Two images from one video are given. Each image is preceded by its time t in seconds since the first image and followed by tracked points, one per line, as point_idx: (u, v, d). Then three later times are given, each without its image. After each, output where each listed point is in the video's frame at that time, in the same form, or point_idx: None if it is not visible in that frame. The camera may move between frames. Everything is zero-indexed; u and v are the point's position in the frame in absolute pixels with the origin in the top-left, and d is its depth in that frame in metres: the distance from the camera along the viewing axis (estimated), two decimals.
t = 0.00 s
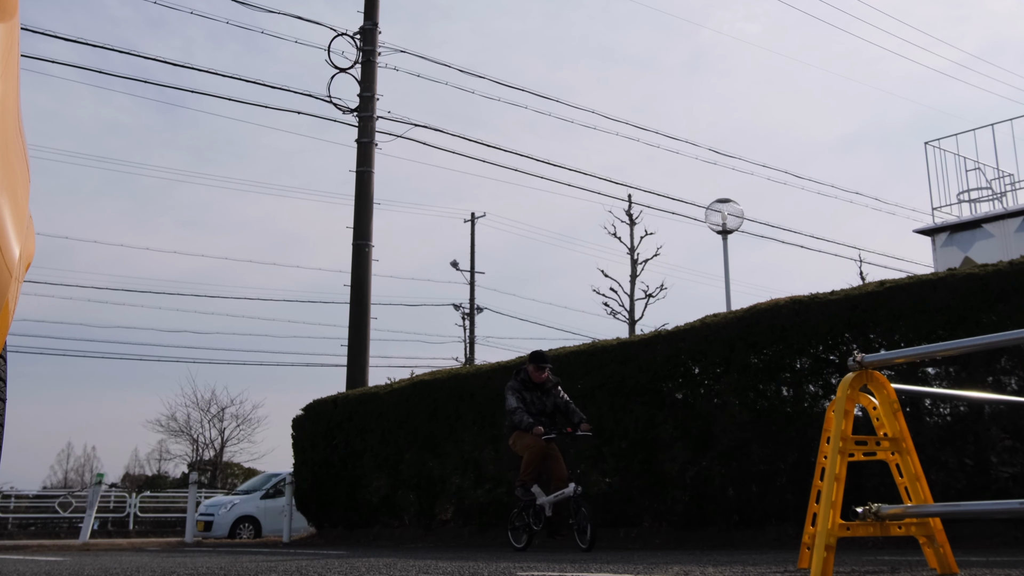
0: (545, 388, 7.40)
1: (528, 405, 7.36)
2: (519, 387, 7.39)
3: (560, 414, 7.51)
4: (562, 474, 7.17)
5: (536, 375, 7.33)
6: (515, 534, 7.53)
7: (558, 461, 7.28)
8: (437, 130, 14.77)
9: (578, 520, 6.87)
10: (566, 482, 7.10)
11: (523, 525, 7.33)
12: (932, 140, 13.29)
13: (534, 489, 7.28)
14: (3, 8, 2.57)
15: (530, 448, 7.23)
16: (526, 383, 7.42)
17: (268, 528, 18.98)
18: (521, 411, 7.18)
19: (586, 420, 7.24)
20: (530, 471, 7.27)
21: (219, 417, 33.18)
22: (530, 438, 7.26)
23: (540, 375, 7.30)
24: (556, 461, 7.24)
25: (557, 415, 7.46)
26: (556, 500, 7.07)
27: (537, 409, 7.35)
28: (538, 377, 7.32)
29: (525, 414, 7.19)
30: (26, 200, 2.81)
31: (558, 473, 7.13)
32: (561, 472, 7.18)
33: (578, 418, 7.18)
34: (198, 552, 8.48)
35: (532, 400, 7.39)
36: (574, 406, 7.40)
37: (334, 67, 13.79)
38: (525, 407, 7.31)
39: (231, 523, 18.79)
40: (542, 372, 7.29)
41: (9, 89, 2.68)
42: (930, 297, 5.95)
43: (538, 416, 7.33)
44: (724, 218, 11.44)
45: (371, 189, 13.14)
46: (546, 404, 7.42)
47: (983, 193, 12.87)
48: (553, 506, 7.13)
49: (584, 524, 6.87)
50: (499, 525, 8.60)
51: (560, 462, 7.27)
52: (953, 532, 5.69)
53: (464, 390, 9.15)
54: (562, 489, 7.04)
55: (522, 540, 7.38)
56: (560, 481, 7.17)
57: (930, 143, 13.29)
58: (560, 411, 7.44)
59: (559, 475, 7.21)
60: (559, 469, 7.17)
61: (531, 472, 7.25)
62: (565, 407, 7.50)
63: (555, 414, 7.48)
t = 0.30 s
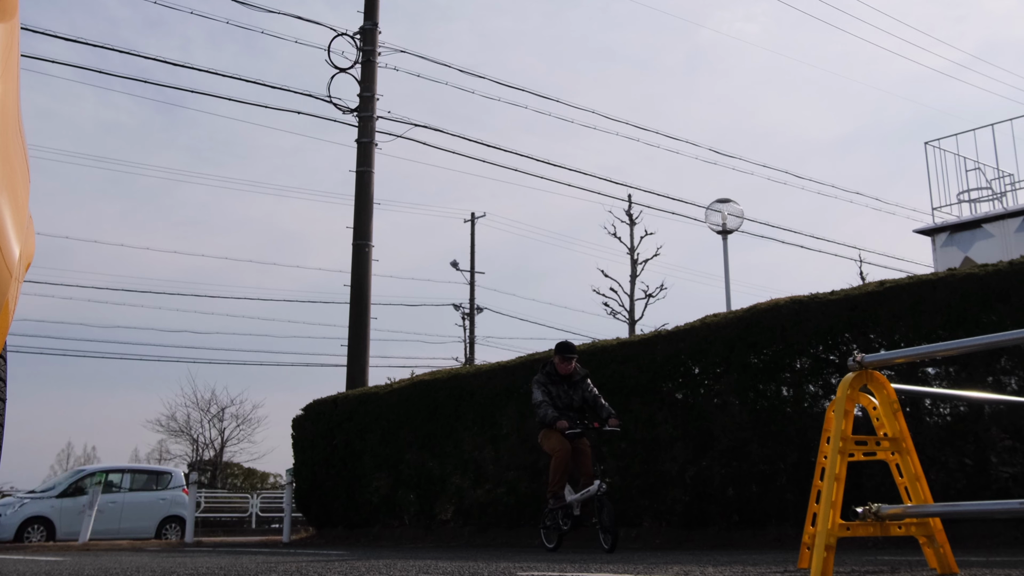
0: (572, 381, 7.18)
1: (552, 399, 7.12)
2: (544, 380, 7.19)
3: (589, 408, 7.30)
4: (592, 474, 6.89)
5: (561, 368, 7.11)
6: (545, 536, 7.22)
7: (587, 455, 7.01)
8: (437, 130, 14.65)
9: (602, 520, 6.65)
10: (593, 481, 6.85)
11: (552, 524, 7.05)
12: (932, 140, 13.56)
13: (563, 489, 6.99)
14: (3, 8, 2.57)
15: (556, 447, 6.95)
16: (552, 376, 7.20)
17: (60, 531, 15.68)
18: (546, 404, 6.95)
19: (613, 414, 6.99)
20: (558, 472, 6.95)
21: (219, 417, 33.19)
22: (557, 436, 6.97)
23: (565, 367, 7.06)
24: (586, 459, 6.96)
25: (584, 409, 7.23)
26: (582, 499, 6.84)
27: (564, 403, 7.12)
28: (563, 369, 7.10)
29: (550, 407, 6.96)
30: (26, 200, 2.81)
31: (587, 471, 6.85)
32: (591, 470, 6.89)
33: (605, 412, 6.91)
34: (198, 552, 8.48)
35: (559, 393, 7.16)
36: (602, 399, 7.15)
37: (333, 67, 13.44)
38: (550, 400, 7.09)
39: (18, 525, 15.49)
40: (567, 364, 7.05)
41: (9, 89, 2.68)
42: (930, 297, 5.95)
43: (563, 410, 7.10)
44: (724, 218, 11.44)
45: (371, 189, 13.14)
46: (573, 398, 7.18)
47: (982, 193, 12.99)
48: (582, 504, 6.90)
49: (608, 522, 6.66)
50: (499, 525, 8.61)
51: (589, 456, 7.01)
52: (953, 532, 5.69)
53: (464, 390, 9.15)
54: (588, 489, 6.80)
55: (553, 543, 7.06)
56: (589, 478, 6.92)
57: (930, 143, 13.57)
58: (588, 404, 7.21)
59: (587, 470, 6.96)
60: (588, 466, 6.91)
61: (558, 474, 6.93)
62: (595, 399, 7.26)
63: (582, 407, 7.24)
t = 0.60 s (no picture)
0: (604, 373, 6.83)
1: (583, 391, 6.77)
2: (575, 370, 6.82)
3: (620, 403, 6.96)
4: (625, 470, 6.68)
5: (593, 358, 6.77)
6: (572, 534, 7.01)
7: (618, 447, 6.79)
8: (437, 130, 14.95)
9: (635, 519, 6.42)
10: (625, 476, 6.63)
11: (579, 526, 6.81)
12: (932, 140, 13.72)
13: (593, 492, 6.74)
14: (3, 8, 2.58)
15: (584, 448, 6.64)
16: (584, 367, 6.85)
17: None
18: (578, 395, 6.57)
19: (645, 410, 6.65)
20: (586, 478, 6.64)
21: (219, 417, 33.18)
22: (584, 437, 6.65)
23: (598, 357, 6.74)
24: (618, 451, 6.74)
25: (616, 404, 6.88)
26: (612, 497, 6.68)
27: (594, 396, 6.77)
28: (596, 360, 6.75)
29: (582, 398, 6.59)
30: (26, 200, 2.81)
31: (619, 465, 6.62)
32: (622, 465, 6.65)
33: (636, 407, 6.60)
34: (198, 552, 8.47)
35: (590, 385, 6.80)
36: (634, 395, 6.80)
37: (333, 67, 14.06)
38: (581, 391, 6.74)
39: None
40: (600, 354, 6.73)
41: (9, 89, 2.68)
42: (931, 297, 5.95)
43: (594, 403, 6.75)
44: (724, 218, 11.44)
45: (371, 189, 13.14)
46: (604, 391, 6.83)
47: (982, 193, 13.12)
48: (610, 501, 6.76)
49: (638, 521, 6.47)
50: (499, 526, 8.61)
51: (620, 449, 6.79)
52: (953, 532, 5.69)
53: (464, 390, 9.15)
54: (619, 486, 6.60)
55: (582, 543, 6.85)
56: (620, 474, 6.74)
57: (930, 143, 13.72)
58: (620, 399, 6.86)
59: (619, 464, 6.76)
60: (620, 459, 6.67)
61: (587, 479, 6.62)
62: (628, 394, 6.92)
63: (613, 402, 6.89)
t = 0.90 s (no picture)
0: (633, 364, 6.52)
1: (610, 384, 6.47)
2: (602, 362, 6.52)
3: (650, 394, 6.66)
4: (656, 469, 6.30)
5: (621, 349, 6.47)
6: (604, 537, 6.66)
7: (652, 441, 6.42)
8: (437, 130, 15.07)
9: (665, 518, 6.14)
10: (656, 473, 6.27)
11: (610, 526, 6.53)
12: (932, 140, 14.02)
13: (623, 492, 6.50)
14: (2, 8, 2.57)
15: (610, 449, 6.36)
16: (611, 358, 6.54)
17: None
18: (604, 389, 6.29)
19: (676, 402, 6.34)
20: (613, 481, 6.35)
21: (219, 417, 33.17)
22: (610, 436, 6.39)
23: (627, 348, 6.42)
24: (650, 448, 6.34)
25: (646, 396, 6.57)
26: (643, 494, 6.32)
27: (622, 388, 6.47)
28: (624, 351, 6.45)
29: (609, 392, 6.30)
30: (26, 200, 2.81)
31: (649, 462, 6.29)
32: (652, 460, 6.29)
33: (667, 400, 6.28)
34: (198, 552, 8.47)
35: (618, 377, 6.50)
36: (665, 387, 6.48)
37: (334, 67, 14.19)
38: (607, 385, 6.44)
39: None
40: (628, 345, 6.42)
41: (9, 90, 2.68)
42: (930, 297, 5.95)
43: (621, 396, 6.45)
44: (724, 218, 11.44)
45: (371, 189, 13.14)
46: (633, 383, 6.52)
47: (982, 193, 13.35)
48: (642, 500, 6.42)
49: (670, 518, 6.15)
50: (499, 526, 8.62)
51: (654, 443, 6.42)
52: (953, 532, 5.69)
53: (464, 390, 9.15)
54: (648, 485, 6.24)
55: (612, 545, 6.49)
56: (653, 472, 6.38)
57: (930, 143, 14.02)
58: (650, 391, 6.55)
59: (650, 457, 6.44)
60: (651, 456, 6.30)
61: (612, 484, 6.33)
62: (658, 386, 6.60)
63: (643, 393, 6.58)
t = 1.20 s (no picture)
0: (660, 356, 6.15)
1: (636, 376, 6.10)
2: (627, 353, 6.16)
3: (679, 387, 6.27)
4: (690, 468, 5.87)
5: (648, 340, 6.11)
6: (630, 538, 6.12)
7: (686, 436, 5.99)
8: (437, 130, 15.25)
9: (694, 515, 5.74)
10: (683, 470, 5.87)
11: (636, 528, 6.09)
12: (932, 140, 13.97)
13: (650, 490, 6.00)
14: (3, 8, 2.58)
15: (637, 445, 6.00)
16: (637, 349, 6.17)
17: None
18: (628, 381, 5.92)
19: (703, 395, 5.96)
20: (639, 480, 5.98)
21: (219, 417, 33.15)
22: (636, 433, 6.00)
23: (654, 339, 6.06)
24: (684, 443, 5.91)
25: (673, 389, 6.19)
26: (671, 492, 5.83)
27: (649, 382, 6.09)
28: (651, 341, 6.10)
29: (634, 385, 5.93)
30: (26, 200, 2.81)
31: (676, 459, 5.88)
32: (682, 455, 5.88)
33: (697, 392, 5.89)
34: (198, 552, 8.47)
35: (645, 369, 6.13)
36: (693, 379, 6.09)
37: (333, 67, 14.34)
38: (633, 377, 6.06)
39: None
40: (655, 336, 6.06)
41: (9, 89, 2.68)
42: (930, 297, 5.95)
43: (648, 389, 6.08)
44: (724, 218, 11.44)
45: (371, 189, 13.15)
46: (661, 375, 6.13)
47: (982, 193, 13.29)
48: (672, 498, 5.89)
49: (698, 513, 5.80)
50: (499, 526, 8.62)
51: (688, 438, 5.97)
52: (953, 532, 5.69)
53: (464, 390, 9.15)
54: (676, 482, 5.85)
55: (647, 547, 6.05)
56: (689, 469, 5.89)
57: (930, 143, 13.97)
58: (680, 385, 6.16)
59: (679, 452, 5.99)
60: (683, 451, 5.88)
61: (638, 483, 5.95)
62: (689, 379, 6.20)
63: (671, 385, 6.19)
